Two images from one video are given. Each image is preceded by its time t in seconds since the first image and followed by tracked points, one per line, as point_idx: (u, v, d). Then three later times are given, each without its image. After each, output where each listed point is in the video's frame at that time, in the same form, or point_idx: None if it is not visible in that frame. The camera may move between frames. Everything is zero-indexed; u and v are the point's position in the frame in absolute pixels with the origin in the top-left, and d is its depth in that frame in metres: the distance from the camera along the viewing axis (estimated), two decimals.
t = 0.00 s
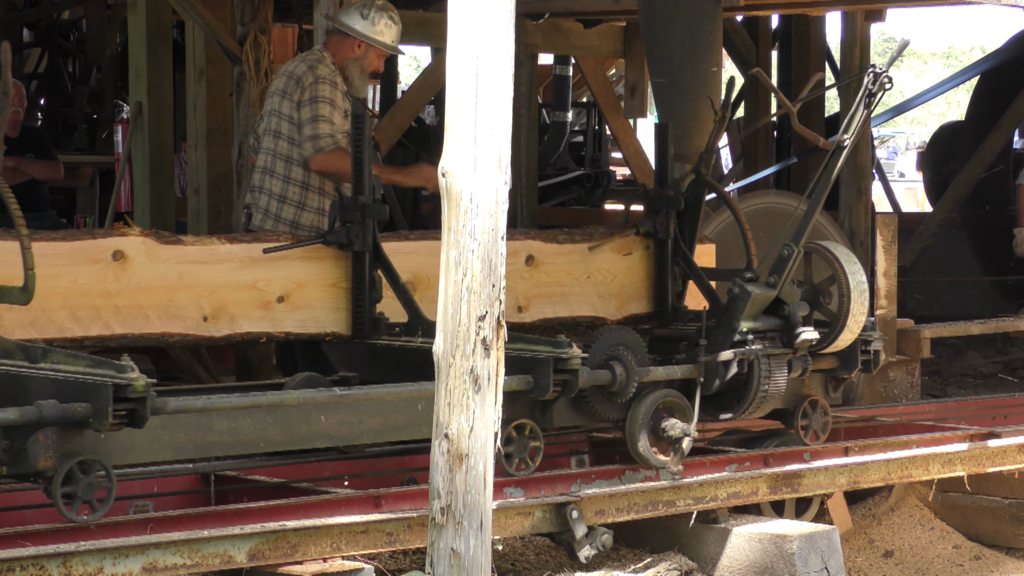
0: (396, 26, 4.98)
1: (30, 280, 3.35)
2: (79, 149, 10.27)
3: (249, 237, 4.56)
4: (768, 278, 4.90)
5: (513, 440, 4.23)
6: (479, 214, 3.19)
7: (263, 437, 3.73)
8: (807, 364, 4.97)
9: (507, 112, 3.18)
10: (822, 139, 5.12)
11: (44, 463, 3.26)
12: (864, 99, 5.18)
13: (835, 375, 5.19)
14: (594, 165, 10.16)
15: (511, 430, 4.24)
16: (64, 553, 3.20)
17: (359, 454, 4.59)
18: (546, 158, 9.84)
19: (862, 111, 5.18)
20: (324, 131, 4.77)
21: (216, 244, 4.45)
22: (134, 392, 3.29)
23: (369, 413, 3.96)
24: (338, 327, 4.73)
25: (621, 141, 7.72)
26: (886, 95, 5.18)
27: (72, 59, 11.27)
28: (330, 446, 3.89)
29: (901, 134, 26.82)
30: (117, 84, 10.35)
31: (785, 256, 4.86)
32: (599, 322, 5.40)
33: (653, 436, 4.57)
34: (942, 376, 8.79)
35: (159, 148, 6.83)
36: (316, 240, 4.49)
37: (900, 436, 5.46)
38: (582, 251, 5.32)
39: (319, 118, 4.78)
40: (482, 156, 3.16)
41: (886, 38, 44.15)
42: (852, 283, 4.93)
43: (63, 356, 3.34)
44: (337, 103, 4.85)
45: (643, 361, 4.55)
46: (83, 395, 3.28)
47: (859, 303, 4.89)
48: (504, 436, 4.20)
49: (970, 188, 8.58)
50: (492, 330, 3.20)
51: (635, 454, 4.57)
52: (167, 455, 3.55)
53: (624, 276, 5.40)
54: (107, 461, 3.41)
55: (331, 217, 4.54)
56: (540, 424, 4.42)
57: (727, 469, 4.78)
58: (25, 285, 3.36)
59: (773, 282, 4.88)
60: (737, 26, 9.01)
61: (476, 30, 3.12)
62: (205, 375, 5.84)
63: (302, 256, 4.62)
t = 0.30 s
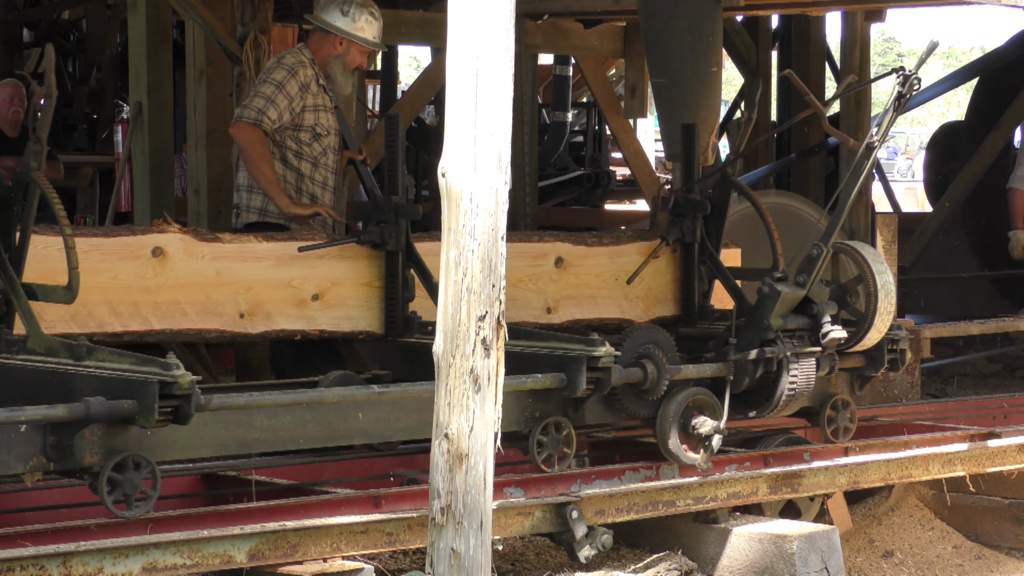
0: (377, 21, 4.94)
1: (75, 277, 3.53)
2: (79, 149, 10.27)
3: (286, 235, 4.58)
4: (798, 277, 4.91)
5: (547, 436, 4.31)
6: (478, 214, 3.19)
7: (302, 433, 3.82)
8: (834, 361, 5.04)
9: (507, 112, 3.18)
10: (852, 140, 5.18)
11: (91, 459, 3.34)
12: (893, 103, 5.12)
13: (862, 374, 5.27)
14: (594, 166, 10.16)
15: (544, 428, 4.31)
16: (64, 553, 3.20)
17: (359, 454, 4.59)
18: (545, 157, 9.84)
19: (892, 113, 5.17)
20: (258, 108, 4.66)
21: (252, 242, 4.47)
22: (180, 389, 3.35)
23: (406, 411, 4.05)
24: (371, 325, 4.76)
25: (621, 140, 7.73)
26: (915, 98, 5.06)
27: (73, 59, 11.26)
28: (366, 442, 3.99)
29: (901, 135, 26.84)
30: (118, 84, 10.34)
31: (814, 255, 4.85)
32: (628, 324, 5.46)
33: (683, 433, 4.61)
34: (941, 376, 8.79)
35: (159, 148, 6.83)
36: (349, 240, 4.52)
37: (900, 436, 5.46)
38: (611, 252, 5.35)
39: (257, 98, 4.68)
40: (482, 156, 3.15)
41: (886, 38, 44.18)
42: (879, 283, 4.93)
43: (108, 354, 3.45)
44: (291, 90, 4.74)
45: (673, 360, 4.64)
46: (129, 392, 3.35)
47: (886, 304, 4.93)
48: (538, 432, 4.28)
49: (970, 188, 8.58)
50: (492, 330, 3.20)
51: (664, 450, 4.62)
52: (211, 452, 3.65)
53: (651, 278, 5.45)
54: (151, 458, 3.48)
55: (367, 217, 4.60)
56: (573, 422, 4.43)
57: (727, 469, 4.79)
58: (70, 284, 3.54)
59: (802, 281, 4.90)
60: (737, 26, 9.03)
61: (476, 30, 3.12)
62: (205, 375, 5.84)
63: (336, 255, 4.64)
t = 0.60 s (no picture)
0: (367, 18, 4.92)
1: (114, 277, 3.66)
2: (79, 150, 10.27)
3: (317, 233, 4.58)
4: (824, 275, 4.93)
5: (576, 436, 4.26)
6: (478, 214, 3.19)
7: (338, 431, 3.81)
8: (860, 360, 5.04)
9: (507, 112, 3.18)
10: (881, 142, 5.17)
11: (133, 455, 3.35)
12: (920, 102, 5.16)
13: (887, 372, 5.21)
14: (594, 165, 10.16)
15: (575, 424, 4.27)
16: (64, 553, 3.20)
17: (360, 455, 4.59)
18: (545, 157, 9.85)
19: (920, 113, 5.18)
20: (254, 115, 4.66)
21: (286, 240, 4.47)
22: (221, 386, 3.37)
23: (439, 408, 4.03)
24: (402, 324, 4.73)
25: (621, 140, 7.74)
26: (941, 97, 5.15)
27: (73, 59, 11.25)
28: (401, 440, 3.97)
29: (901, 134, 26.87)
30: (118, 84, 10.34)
31: (840, 254, 4.89)
32: (653, 322, 5.44)
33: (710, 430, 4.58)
34: (942, 376, 8.80)
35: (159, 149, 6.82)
36: (381, 239, 4.54)
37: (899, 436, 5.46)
38: (637, 252, 5.33)
39: (252, 104, 4.68)
40: (483, 156, 3.15)
41: (886, 39, 44.22)
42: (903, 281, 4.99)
43: (149, 352, 3.55)
44: (282, 92, 4.74)
45: (702, 357, 4.56)
46: (171, 389, 3.37)
47: (910, 301, 4.98)
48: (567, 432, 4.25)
49: (970, 188, 8.58)
50: (492, 330, 3.20)
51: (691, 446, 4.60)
52: (246, 450, 3.63)
53: (676, 277, 5.44)
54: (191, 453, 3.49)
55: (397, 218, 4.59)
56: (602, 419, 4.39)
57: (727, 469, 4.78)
58: (110, 284, 3.70)
59: (829, 280, 4.92)
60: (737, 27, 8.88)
61: (476, 30, 3.12)
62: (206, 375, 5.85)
63: (367, 255, 4.61)
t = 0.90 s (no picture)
0: (363, 17, 4.90)
1: (157, 276, 3.81)
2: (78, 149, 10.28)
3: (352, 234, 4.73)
4: (853, 275, 5.03)
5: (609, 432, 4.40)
6: (478, 214, 3.19)
7: (377, 427, 3.93)
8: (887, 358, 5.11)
9: (507, 112, 3.18)
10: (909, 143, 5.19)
11: (179, 451, 3.48)
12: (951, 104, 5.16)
13: (912, 370, 5.33)
14: (594, 166, 10.16)
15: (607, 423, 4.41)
16: (64, 553, 3.20)
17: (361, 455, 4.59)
18: (545, 157, 9.84)
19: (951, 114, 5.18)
20: (265, 128, 4.68)
21: (321, 241, 4.61)
22: (266, 383, 3.47)
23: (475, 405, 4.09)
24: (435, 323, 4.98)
25: (622, 141, 7.71)
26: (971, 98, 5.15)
27: (73, 59, 11.24)
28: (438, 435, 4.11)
29: (901, 134, 26.86)
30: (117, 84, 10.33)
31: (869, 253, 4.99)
32: (680, 321, 5.55)
33: (742, 428, 4.64)
34: (942, 376, 8.80)
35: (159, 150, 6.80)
36: (414, 239, 4.67)
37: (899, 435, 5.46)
38: (664, 251, 5.46)
39: (260, 114, 4.69)
40: (482, 156, 3.15)
41: (886, 38, 44.24)
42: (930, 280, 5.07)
43: (193, 350, 3.67)
44: (284, 97, 4.76)
45: (732, 356, 4.68)
46: (218, 386, 3.47)
47: (938, 299, 5.04)
48: (602, 427, 4.39)
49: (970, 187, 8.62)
50: (492, 330, 3.20)
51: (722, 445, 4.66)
52: (289, 445, 3.75)
53: (703, 277, 5.55)
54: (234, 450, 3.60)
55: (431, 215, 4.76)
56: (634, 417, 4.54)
57: (726, 469, 4.78)
58: (154, 283, 3.84)
59: (858, 279, 5.01)
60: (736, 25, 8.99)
61: (476, 30, 3.12)
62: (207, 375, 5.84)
63: (401, 254, 4.80)
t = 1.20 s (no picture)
0: (357, 15, 4.89)
1: (206, 275, 3.86)
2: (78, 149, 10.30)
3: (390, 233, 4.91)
4: (884, 274, 5.08)
5: (646, 429, 4.49)
6: (478, 214, 3.19)
7: (419, 424, 4.05)
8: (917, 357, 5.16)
9: (507, 112, 3.18)
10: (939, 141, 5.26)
11: (227, 448, 3.59)
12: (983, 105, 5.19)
13: (943, 367, 5.35)
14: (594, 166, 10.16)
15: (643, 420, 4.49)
16: (64, 553, 3.20)
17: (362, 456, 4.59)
18: (545, 157, 9.84)
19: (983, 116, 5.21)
20: (280, 137, 4.72)
21: (360, 240, 4.79)
22: (316, 380, 3.57)
23: (515, 403, 4.18)
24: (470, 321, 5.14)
25: (622, 141, 7.71)
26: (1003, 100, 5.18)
27: (73, 59, 11.26)
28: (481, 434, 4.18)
29: (901, 134, 26.87)
30: (117, 84, 10.34)
31: (900, 252, 5.06)
32: (710, 320, 5.70)
33: (776, 425, 4.77)
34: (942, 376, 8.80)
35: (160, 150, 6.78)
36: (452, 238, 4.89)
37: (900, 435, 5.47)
38: (694, 250, 5.60)
39: (271, 123, 4.73)
40: (482, 156, 3.15)
41: (886, 38, 44.26)
42: (959, 278, 5.13)
43: (241, 347, 3.77)
44: (286, 101, 4.79)
45: (765, 354, 4.77)
46: (267, 383, 3.59)
47: (967, 298, 5.10)
48: (638, 424, 4.46)
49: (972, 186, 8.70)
50: (492, 330, 3.20)
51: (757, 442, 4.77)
52: (336, 441, 3.87)
53: (733, 276, 5.69)
54: (282, 446, 3.71)
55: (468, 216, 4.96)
56: (670, 413, 4.61)
57: (727, 469, 4.77)
58: (202, 282, 3.88)
59: (889, 279, 5.07)
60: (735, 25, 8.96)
61: (476, 30, 3.11)
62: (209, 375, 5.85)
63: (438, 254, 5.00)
